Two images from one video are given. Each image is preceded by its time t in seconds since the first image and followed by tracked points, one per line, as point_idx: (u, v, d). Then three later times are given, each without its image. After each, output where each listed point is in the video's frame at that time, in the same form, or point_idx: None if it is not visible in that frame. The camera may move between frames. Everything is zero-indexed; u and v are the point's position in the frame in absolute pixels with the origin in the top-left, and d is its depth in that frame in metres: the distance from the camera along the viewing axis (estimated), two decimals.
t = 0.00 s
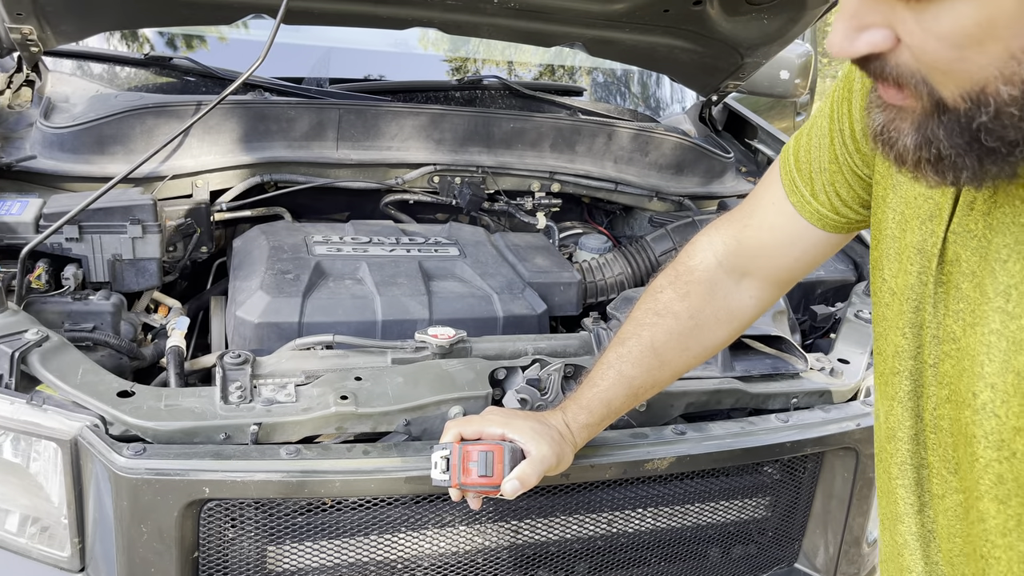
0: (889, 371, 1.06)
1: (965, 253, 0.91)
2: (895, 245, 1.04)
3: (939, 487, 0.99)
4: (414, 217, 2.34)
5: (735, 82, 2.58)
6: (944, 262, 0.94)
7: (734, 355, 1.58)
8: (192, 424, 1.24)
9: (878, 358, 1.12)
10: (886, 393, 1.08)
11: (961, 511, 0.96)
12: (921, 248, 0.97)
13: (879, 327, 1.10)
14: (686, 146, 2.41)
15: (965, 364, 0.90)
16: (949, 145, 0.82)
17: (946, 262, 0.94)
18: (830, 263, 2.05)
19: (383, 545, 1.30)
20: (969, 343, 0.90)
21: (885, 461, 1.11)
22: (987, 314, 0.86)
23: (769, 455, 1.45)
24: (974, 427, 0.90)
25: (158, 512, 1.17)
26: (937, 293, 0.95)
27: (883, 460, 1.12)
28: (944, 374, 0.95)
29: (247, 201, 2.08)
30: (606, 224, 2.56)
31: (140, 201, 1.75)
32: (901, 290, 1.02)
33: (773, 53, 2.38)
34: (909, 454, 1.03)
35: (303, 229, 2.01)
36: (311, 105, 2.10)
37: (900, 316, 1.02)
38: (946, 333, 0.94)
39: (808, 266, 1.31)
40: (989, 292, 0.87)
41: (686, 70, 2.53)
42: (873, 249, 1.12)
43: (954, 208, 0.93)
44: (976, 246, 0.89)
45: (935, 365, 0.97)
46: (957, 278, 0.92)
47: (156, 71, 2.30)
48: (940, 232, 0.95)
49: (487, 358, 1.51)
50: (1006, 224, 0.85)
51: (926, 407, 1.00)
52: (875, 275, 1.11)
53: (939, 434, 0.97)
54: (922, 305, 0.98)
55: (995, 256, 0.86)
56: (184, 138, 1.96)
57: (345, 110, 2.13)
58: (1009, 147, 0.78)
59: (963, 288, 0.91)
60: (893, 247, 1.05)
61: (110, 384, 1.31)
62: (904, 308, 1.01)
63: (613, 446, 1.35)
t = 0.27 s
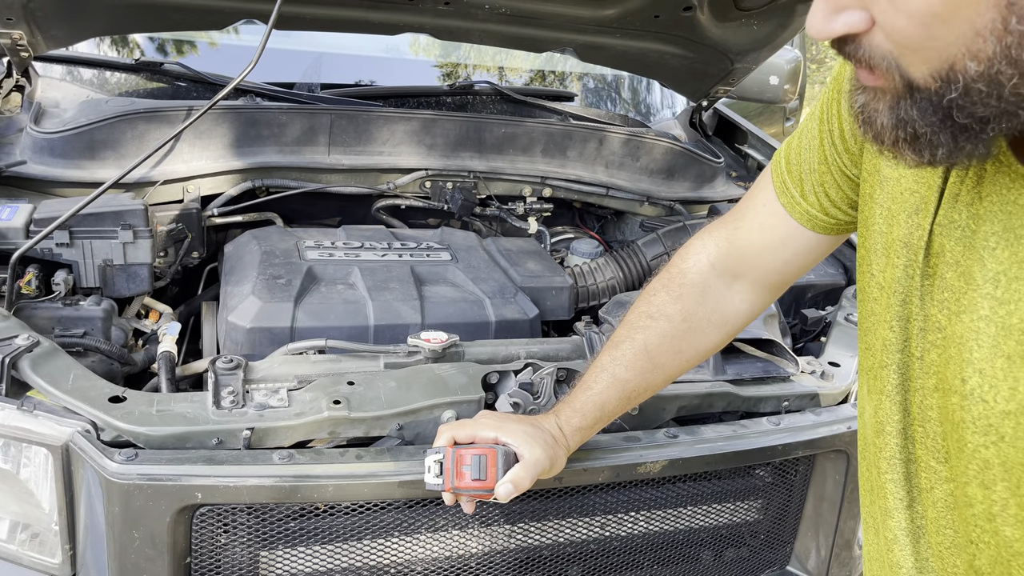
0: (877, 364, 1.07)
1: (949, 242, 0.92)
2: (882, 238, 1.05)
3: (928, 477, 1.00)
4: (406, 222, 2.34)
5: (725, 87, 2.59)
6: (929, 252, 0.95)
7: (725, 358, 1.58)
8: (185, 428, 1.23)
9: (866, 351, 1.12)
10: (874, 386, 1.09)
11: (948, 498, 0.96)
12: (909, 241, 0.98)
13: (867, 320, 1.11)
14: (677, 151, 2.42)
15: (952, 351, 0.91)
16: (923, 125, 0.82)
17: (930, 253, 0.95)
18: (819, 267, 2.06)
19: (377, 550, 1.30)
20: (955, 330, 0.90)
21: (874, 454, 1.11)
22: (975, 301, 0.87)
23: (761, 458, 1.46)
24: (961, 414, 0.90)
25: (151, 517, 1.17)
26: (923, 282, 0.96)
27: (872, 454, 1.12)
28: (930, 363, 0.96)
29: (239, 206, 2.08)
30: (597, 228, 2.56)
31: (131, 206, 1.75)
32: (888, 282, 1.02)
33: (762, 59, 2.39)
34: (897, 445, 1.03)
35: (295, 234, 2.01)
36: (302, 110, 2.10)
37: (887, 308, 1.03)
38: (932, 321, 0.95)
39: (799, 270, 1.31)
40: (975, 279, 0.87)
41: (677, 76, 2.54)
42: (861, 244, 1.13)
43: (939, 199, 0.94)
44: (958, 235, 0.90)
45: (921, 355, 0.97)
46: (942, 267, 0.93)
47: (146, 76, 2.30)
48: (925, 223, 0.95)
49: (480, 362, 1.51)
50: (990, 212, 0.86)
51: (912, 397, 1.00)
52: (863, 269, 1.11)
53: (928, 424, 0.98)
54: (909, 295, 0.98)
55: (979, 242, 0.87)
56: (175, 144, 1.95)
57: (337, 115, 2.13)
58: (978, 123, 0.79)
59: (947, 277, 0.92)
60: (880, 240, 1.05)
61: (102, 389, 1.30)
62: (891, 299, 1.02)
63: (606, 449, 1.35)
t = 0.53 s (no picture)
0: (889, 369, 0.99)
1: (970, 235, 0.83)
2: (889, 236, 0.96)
3: (943, 488, 0.91)
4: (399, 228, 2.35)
5: (716, 93, 2.60)
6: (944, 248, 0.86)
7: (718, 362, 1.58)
8: (177, 434, 1.23)
9: (877, 355, 1.04)
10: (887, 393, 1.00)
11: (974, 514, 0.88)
12: (924, 239, 0.89)
13: (875, 323, 1.03)
14: (668, 157, 2.43)
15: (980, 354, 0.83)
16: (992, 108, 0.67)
17: (945, 249, 0.86)
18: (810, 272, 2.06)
19: (369, 555, 1.30)
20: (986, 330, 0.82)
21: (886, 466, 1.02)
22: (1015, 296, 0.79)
23: (753, 462, 1.47)
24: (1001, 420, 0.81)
25: (142, 523, 1.16)
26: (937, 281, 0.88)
27: (883, 466, 1.04)
28: (948, 369, 0.87)
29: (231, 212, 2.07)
30: (589, 234, 2.57)
31: (123, 211, 1.74)
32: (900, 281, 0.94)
33: (753, 65, 2.41)
34: (912, 458, 0.94)
35: (287, 240, 2.01)
36: (295, 116, 2.10)
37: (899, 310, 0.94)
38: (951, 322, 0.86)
39: (797, 274, 1.28)
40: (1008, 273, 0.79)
41: (668, 82, 2.56)
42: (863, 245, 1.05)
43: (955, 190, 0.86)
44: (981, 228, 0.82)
45: (937, 360, 0.89)
46: (962, 262, 0.84)
47: (138, 82, 2.29)
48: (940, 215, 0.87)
49: (472, 366, 1.51)
50: (1021, 200, 0.78)
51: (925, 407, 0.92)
52: (868, 270, 1.03)
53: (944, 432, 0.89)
54: (924, 295, 0.90)
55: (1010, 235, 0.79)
56: (167, 149, 1.95)
57: (330, 121, 2.13)
58: None
59: (972, 274, 0.83)
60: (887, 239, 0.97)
61: (93, 395, 1.30)
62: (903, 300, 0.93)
63: (598, 454, 1.35)
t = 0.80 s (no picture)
0: (919, 385, 0.87)
1: None
2: (906, 247, 0.85)
3: (997, 515, 0.80)
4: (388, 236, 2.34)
5: (704, 102, 2.61)
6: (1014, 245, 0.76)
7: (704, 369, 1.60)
8: (163, 442, 1.23)
9: (887, 375, 0.92)
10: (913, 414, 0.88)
11: None
12: (954, 240, 0.80)
13: (888, 340, 0.91)
14: (656, 165, 2.45)
15: None
16: None
17: (1012, 247, 0.76)
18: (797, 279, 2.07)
19: (356, 563, 1.30)
20: None
21: (907, 496, 0.91)
22: None
23: (740, 468, 1.47)
24: None
25: (127, 532, 1.16)
26: (1004, 281, 0.77)
27: (898, 495, 0.92)
28: (1019, 379, 0.76)
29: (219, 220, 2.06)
30: (577, 242, 2.58)
31: (110, 220, 1.74)
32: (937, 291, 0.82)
33: (740, 74, 2.42)
34: (954, 485, 0.84)
35: (275, 248, 2.01)
36: (284, 125, 2.11)
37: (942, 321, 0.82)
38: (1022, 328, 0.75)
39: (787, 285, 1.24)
40: None
41: (656, 91, 2.57)
42: (864, 260, 0.93)
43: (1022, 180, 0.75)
44: None
45: (1006, 373, 0.77)
46: None
47: (127, 91, 2.29)
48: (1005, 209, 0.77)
49: (460, 374, 1.51)
50: None
51: (980, 425, 0.80)
52: (875, 286, 0.92)
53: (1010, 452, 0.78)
54: (986, 299, 0.78)
55: None
56: (155, 158, 1.95)
57: (319, 130, 2.14)
58: None
59: None
60: (907, 248, 0.85)
61: (79, 404, 1.30)
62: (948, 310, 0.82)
63: (585, 460, 1.36)
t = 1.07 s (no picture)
0: (911, 398, 0.95)
1: None
2: (912, 267, 0.95)
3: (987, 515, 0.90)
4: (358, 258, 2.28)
5: (670, 124, 2.65)
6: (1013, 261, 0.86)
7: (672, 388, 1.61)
8: (126, 469, 1.21)
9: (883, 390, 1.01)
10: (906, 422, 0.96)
11: None
12: (952, 261, 0.91)
13: (890, 357, 0.99)
14: (623, 187, 2.49)
15: None
16: None
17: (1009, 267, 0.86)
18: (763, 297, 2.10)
19: None
20: None
21: (896, 512, 1.00)
22: None
23: (707, 485, 1.48)
24: None
25: (89, 560, 1.14)
26: (1005, 293, 0.87)
27: (896, 500, 0.99)
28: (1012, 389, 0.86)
29: (186, 244, 2.05)
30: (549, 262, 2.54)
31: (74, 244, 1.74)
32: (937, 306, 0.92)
33: (704, 97, 2.47)
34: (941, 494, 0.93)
35: (243, 271, 2.00)
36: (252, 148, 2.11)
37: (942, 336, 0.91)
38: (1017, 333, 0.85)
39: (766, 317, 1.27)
40: None
41: (622, 114, 2.61)
42: (863, 283, 1.02)
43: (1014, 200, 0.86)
44: None
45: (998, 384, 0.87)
46: None
47: (94, 114, 2.23)
48: (998, 229, 0.87)
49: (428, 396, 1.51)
50: None
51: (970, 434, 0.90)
52: (876, 307, 1.00)
53: (1010, 444, 0.87)
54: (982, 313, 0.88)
55: None
56: (121, 182, 1.94)
57: (286, 153, 2.14)
58: None
59: None
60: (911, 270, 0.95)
61: (40, 432, 1.27)
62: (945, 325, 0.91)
63: (553, 480, 1.36)
